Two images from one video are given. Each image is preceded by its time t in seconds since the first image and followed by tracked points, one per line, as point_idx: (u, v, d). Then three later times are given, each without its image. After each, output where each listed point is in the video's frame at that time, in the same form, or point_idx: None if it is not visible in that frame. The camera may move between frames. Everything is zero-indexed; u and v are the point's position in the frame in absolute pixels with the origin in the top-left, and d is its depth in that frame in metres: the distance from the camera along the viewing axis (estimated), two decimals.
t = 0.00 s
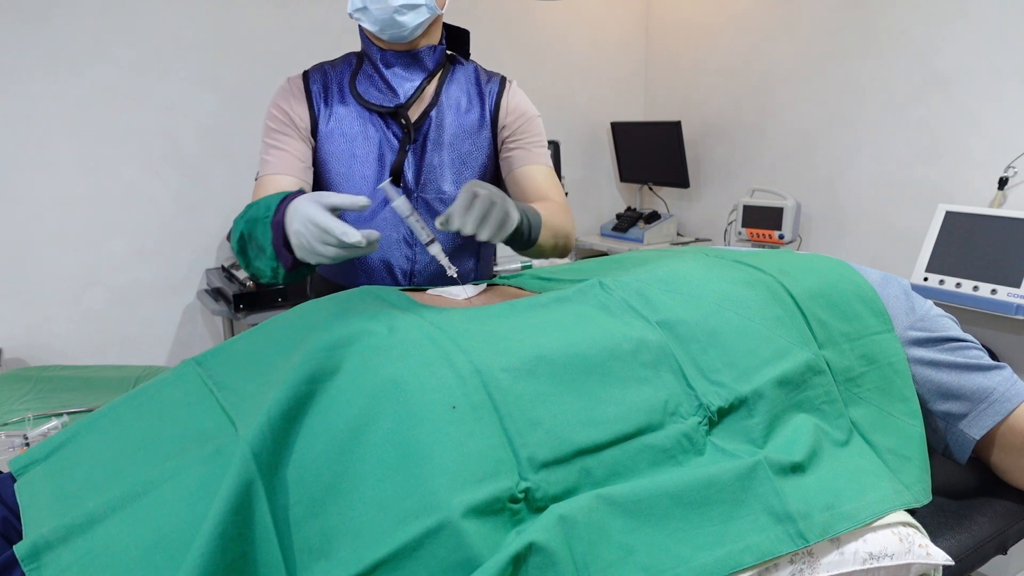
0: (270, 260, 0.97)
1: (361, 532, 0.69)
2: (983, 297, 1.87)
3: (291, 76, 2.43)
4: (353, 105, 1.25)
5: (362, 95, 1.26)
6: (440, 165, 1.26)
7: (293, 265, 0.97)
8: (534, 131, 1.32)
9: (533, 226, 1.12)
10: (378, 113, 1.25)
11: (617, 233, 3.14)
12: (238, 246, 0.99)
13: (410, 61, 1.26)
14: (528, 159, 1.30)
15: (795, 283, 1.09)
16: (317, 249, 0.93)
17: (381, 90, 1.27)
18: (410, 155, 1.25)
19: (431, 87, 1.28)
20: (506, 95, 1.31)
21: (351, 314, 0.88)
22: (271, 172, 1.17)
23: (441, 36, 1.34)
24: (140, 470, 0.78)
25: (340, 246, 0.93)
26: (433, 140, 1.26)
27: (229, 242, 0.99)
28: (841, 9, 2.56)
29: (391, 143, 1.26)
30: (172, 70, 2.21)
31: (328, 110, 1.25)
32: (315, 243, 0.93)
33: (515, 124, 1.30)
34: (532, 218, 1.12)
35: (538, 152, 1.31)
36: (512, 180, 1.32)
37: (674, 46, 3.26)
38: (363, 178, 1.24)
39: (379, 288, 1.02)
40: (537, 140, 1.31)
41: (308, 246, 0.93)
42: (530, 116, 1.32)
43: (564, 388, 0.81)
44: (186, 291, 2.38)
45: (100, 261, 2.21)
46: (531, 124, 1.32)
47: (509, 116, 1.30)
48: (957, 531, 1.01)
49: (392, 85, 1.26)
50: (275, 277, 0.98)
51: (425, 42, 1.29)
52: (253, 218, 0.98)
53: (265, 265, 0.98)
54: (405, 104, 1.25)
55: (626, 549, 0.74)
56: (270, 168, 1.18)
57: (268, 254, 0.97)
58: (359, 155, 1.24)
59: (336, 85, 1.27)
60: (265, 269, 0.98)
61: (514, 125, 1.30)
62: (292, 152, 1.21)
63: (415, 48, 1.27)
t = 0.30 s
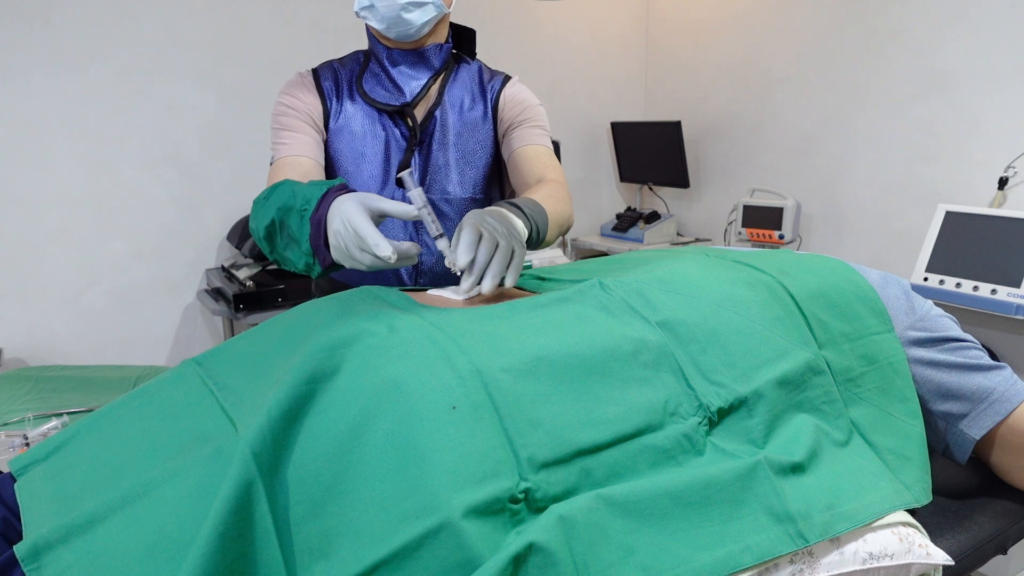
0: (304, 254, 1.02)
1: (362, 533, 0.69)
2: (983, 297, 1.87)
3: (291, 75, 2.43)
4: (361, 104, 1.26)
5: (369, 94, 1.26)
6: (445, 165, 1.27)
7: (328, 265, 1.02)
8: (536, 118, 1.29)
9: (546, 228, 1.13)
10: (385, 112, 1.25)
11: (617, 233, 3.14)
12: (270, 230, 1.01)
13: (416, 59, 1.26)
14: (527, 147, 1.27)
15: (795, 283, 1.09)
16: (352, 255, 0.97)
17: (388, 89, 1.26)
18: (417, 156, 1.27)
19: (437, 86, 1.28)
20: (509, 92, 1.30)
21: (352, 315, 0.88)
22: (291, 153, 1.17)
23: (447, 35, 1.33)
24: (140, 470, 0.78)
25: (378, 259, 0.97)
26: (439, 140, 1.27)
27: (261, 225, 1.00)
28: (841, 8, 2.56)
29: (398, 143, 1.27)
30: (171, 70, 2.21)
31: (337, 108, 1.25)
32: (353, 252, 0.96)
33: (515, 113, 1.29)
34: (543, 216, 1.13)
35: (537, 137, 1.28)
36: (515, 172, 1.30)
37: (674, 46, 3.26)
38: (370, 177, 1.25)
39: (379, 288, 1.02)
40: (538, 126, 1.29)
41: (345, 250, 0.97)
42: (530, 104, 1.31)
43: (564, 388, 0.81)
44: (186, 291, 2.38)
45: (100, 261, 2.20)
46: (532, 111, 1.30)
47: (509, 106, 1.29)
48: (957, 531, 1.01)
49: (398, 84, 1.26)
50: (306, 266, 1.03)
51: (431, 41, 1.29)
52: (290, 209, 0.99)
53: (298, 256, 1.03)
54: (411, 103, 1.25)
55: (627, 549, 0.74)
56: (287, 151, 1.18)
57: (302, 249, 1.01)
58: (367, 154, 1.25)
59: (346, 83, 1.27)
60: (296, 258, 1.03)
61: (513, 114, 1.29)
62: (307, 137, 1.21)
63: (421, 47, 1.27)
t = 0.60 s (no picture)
0: (313, 258, 1.02)
1: (362, 533, 0.69)
2: (983, 297, 1.87)
3: (291, 75, 2.43)
4: (367, 104, 1.26)
5: (375, 94, 1.26)
6: (450, 167, 1.27)
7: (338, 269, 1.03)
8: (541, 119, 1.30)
9: (546, 234, 1.12)
10: (390, 112, 1.26)
11: (617, 233, 3.14)
12: (278, 235, 1.01)
13: (421, 60, 1.26)
14: (531, 147, 1.27)
15: (795, 283, 1.09)
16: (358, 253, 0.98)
17: (392, 89, 1.27)
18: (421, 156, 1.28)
19: (442, 86, 1.28)
20: (514, 92, 1.31)
21: (352, 316, 0.88)
22: (298, 158, 1.17)
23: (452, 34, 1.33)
24: (140, 470, 0.78)
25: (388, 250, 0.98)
26: (445, 141, 1.27)
27: (270, 230, 1.00)
28: (841, 8, 2.56)
29: (403, 143, 1.27)
30: (172, 70, 2.21)
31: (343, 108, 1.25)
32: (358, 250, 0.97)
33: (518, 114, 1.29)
34: (544, 225, 1.12)
35: (540, 138, 1.28)
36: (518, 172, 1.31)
37: (674, 46, 3.27)
38: (376, 178, 1.25)
39: (378, 288, 1.02)
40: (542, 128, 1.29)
41: (353, 250, 0.97)
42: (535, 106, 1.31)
43: (564, 388, 0.81)
44: (186, 291, 2.38)
45: (100, 261, 2.21)
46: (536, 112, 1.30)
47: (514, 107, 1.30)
48: (957, 531, 1.01)
49: (403, 84, 1.26)
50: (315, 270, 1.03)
51: (436, 41, 1.28)
52: (299, 213, 1.00)
53: (307, 261, 1.03)
54: (416, 103, 1.26)
55: (627, 549, 0.74)
56: (293, 155, 1.18)
57: (312, 253, 1.01)
58: (372, 155, 1.25)
59: (351, 83, 1.28)
60: (305, 261, 1.03)
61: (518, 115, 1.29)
62: (314, 141, 1.21)
63: (427, 47, 1.27)
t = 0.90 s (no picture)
0: (315, 260, 1.02)
1: (361, 533, 0.69)
2: (983, 297, 1.87)
3: (291, 75, 2.43)
4: (368, 104, 1.26)
5: (376, 95, 1.26)
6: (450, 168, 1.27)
7: (338, 268, 1.03)
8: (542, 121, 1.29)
9: (543, 236, 1.11)
10: (391, 113, 1.26)
11: (617, 233, 3.14)
12: (281, 238, 1.01)
13: (422, 61, 1.27)
14: (532, 149, 1.27)
15: (795, 283, 1.09)
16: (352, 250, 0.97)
17: (394, 90, 1.27)
18: (421, 157, 1.27)
19: (443, 87, 1.28)
20: (516, 93, 1.30)
21: (352, 316, 0.88)
22: (299, 161, 1.18)
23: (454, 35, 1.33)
24: (140, 470, 0.78)
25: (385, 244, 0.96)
26: (445, 142, 1.27)
27: (272, 235, 0.99)
28: (841, 8, 2.56)
29: (404, 143, 1.27)
30: (172, 70, 2.21)
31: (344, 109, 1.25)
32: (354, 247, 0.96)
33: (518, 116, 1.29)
34: (540, 226, 1.10)
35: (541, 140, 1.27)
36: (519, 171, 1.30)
37: (674, 46, 3.27)
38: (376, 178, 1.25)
39: (378, 288, 1.02)
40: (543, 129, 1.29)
41: (349, 245, 0.96)
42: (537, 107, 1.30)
43: (564, 389, 0.81)
44: (186, 291, 2.38)
45: (100, 261, 2.21)
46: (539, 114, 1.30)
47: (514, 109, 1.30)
48: (957, 531, 1.01)
49: (404, 85, 1.26)
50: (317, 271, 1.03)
51: (438, 42, 1.28)
52: (299, 216, 1.00)
53: (310, 263, 1.03)
54: (417, 104, 1.25)
55: (627, 549, 0.74)
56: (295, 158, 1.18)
57: (314, 254, 1.02)
58: (373, 155, 1.25)
59: (353, 84, 1.28)
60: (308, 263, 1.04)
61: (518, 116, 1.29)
62: (316, 143, 1.22)
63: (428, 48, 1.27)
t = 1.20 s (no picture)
0: (298, 244, 1.01)
1: (362, 533, 0.69)
2: (983, 297, 1.87)
3: (291, 75, 2.43)
4: (361, 104, 1.26)
5: (370, 95, 1.26)
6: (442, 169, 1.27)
7: (321, 248, 1.02)
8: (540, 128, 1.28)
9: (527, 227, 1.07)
10: (385, 112, 1.25)
11: (617, 233, 3.14)
12: (263, 230, 1.02)
13: (417, 61, 1.27)
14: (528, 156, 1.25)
15: (795, 283, 1.09)
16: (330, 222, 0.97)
17: (388, 90, 1.27)
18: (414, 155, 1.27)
19: (438, 86, 1.28)
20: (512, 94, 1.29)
21: (352, 316, 0.88)
22: (291, 160, 1.18)
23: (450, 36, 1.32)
24: (141, 469, 0.78)
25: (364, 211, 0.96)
26: (439, 142, 1.27)
27: (256, 226, 1.01)
28: (841, 8, 2.56)
29: (397, 142, 1.26)
30: (172, 70, 2.21)
31: (337, 108, 1.26)
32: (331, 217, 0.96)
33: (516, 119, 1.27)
34: (525, 217, 1.08)
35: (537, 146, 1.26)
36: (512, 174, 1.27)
37: (674, 46, 3.27)
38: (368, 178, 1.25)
39: (378, 288, 1.02)
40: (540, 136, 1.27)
41: (326, 219, 0.96)
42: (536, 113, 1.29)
43: (564, 389, 0.81)
44: (186, 291, 2.37)
45: (100, 261, 2.21)
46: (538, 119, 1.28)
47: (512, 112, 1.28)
48: (957, 531, 1.01)
49: (398, 85, 1.26)
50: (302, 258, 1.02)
51: (434, 43, 1.28)
52: (279, 204, 1.01)
53: (293, 250, 1.02)
54: (410, 104, 1.25)
55: (627, 549, 0.74)
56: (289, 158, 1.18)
57: (297, 239, 1.01)
58: (366, 154, 1.25)
59: (347, 83, 1.28)
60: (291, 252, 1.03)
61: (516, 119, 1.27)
62: (311, 144, 1.22)
63: (423, 48, 1.27)
